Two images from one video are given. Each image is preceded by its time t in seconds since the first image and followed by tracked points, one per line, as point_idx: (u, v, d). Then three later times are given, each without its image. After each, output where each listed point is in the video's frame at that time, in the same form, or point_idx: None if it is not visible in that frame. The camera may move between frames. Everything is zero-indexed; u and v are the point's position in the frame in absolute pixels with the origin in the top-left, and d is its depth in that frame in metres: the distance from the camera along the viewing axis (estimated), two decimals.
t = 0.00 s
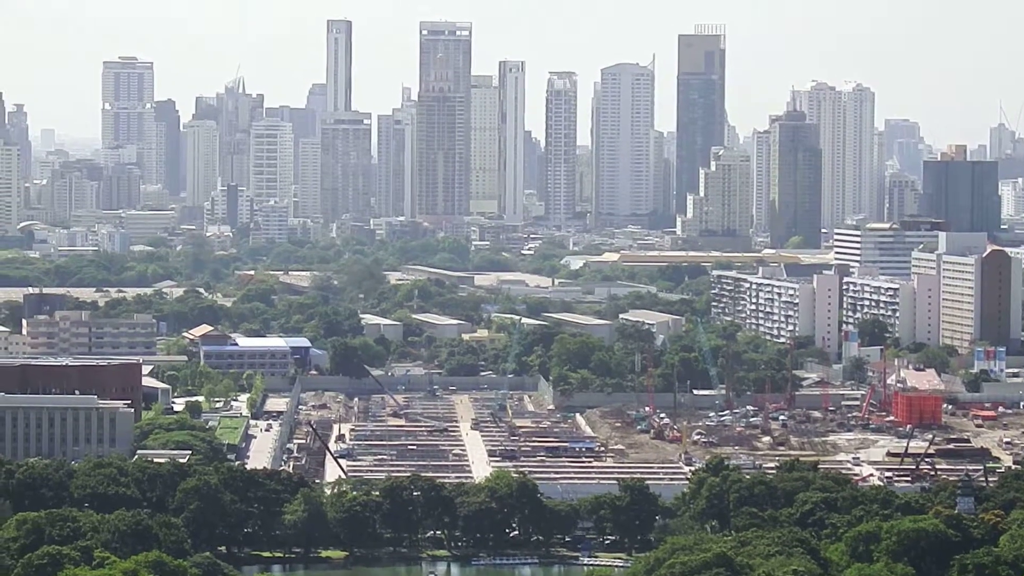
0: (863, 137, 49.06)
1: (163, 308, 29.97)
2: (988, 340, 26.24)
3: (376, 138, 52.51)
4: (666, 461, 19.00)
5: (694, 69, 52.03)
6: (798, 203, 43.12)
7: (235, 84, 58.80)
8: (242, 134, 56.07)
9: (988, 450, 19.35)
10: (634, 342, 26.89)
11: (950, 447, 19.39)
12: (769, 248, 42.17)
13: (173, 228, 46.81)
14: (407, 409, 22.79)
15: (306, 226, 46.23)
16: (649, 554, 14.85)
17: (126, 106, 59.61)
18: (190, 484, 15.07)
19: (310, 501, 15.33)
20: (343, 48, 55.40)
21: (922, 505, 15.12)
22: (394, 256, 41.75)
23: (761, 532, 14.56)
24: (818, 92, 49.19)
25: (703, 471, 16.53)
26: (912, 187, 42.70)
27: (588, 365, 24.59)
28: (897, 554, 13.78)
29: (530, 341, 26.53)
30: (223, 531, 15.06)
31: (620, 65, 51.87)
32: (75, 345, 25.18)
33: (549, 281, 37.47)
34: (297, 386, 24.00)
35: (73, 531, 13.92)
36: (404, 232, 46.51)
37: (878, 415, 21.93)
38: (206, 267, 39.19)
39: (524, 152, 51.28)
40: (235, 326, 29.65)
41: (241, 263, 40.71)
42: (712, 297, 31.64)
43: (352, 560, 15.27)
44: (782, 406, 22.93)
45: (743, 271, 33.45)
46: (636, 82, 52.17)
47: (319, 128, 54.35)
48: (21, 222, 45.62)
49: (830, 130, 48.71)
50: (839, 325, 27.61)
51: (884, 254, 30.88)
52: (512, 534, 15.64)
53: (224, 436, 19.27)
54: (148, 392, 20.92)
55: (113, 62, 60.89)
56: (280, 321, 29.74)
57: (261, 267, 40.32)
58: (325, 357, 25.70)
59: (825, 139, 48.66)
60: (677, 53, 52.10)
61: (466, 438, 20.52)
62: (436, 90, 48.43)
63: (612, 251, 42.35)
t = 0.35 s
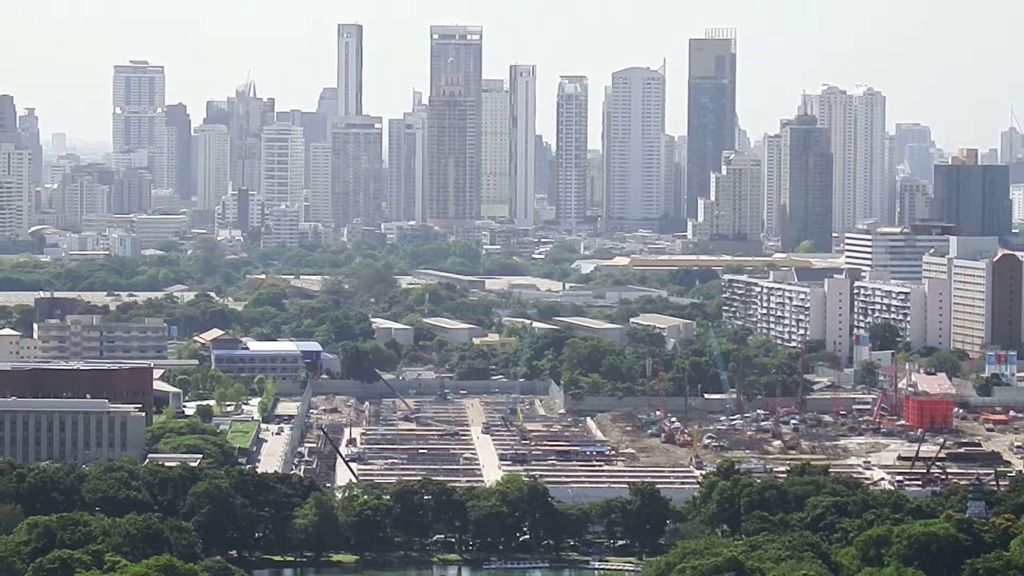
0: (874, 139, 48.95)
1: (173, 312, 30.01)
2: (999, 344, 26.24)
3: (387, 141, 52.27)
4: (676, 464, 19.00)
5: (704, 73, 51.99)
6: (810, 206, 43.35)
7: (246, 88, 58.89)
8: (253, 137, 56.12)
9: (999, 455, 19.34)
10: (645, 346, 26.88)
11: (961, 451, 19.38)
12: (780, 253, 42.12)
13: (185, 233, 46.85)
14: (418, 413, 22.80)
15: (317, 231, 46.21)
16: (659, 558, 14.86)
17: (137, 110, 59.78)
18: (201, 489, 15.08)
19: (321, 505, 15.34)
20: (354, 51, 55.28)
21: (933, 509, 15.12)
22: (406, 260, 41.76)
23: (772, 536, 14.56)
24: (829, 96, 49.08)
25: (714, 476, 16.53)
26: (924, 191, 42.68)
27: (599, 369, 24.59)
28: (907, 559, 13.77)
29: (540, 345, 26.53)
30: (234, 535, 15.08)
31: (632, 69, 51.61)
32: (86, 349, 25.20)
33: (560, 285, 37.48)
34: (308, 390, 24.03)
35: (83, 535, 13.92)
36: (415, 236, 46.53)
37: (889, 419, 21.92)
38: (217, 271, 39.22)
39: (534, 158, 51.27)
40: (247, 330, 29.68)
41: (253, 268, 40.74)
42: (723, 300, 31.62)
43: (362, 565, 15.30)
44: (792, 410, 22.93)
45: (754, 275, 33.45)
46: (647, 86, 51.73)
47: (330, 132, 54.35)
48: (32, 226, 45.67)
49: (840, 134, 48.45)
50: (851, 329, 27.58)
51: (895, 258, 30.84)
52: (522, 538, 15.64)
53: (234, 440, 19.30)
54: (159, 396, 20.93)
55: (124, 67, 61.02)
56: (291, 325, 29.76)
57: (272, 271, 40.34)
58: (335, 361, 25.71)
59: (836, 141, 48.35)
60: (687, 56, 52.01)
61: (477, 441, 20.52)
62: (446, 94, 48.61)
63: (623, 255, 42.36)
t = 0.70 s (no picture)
0: (887, 143, 49.05)
1: (186, 315, 30.03)
2: (1011, 347, 26.25)
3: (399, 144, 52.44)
4: (689, 467, 19.00)
5: (716, 76, 52.21)
6: (824, 208, 43.27)
7: (259, 90, 58.92)
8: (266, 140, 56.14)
9: (1012, 457, 19.34)
10: (657, 349, 26.88)
11: (973, 454, 19.39)
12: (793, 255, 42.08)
13: (197, 235, 46.88)
14: (431, 415, 22.81)
15: (329, 233, 46.19)
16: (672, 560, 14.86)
17: (150, 113, 59.83)
18: (214, 491, 15.09)
19: (334, 507, 15.35)
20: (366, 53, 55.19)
21: (945, 511, 15.11)
22: (418, 263, 41.77)
23: (785, 538, 14.56)
24: (842, 99, 49.02)
25: (726, 478, 16.53)
26: (936, 194, 42.66)
27: (611, 372, 24.60)
28: (921, 561, 13.76)
29: (553, 347, 26.54)
30: (247, 537, 15.08)
31: (644, 71, 51.86)
32: (99, 351, 25.22)
33: (573, 288, 37.49)
34: (321, 392, 24.06)
35: (97, 537, 13.94)
36: (428, 239, 46.52)
37: (901, 421, 21.91)
38: (230, 274, 39.25)
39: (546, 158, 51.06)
40: (259, 333, 29.71)
41: (265, 270, 40.76)
42: (736, 303, 31.61)
43: (375, 567, 15.31)
44: (804, 413, 22.93)
45: (767, 278, 33.44)
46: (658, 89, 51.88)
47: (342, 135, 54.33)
48: (45, 228, 45.70)
49: (853, 133, 48.52)
50: (863, 331, 27.57)
51: (907, 261, 30.83)
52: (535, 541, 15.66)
53: (247, 442, 19.34)
54: (171, 399, 20.94)
55: (137, 70, 61.03)
56: (304, 328, 29.78)
57: (284, 274, 40.36)
58: (348, 363, 25.72)
59: (848, 141, 48.46)
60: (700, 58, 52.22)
61: (490, 444, 20.54)
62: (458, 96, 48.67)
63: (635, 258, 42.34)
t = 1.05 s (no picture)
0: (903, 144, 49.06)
1: (201, 317, 30.05)
2: None
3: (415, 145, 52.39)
4: (703, 469, 18.99)
5: (731, 77, 51.97)
6: (838, 209, 43.21)
7: (273, 91, 59.00)
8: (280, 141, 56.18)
9: None
10: (672, 350, 26.85)
11: (988, 456, 19.36)
12: (807, 257, 42.03)
13: (212, 237, 46.95)
14: (445, 417, 22.80)
15: (344, 235, 46.19)
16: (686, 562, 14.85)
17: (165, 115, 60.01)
18: (228, 493, 15.12)
19: (347, 509, 15.34)
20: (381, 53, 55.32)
21: (959, 514, 15.10)
22: (433, 265, 41.80)
23: (798, 540, 14.55)
24: (856, 100, 49.19)
25: (740, 480, 16.51)
26: (951, 197, 42.58)
27: (625, 373, 24.57)
28: (934, 563, 13.74)
29: (567, 348, 26.52)
30: (260, 539, 15.07)
31: (659, 73, 51.58)
32: (114, 353, 25.25)
33: (587, 289, 37.48)
34: (334, 395, 24.07)
35: (111, 539, 13.96)
36: (442, 240, 46.55)
37: (916, 423, 21.88)
38: (244, 275, 39.28)
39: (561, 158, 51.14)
40: (274, 334, 29.73)
41: (280, 272, 40.80)
42: (750, 305, 31.57)
43: (389, 569, 15.30)
44: (819, 415, 22.90)
45: (781, 280, 33.41)
46: (673, 92, 51.62)
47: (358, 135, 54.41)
48: (60, 230, 45.75)
49: (868, 134, 48.74)
50: (877, 332, 27.52)
51: (922, 263, 30.78)
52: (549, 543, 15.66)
53: (261, 443, 19.36)
54: (186, 400, 20.96)
55: (152, 71, 61.10)
56: (318, 330, 29.78)
57: (299, 275, 40.39)
58: (362, 365, 25.73)
59: (863, 143, 48.62)
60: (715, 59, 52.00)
61: (504, 446, 20.54)
62: (472, 97, 48.55)
63: (649, 259, 42.32)
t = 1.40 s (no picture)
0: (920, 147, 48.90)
1: (218, 317, 30.10)
2: None
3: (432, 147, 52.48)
4: (720, 470, 18.99)
5: (749, 78, 51.77)
6: (855, 210, 43.19)
7: (291, 92, 59.12)
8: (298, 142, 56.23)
9: None
10: (689, 351, 26.84)
11: (1006, 457, 19.34)
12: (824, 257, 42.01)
13: (230, 237, 47.00)
14: (462, 417, 22.82)
15: (361, 235, 46.21)
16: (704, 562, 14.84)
17: (183, 116, 60.38)
18: (245, 493, 15.13)
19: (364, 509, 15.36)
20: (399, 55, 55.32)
21: (977, 515, 15.08)
22: (451, 265, 41.83)
23: (816, 541, 14.55)
24: (874, 100, 48.94)
25: (758, 481, 16.50)
26: (969, 197, 42.50)
27: (643, 374, 24.57)
28: (952, 565, 13.73)
29: (585, 349, 26.51)
30: (278, 540, 15.09)
31: (676, 74, 51.89)
32: (132, 354, 25.28)
33: (604, 290, 37.48)
34: (352, 395, 24.09)
35: (129, 539, 13.98)
36: (459, 241, 46.53)
37: (933, 424, 21.86)
38: (262, 276, 39.32)
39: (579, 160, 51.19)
40: (291, 334, 29.76)
41: (297, 272, 40.84)
42: (768, 305, 31.54)
43: (406, 569, 15.31)
44: (837, 415, 22.89)
45: (799, 280, 33.37)
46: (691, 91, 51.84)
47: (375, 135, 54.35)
48: (78, 231, 45.80)
49: (886, 138, 48.43)
50: (895, 333, 27.52)
51: (940, 263, 30.74)
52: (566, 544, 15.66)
53: (278, 444, 19.38)
54: (203, 401, 20.97)
55: (169, 72, 61.12)
56: (336, 330, 29.81)
57: (316, 275, 40.43)
58: (380, 366, 25.75)
59: (880, 145, 48.37)
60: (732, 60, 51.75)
61: (521, 446, 20.54)
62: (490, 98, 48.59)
63: (667, 260, 42.27)
